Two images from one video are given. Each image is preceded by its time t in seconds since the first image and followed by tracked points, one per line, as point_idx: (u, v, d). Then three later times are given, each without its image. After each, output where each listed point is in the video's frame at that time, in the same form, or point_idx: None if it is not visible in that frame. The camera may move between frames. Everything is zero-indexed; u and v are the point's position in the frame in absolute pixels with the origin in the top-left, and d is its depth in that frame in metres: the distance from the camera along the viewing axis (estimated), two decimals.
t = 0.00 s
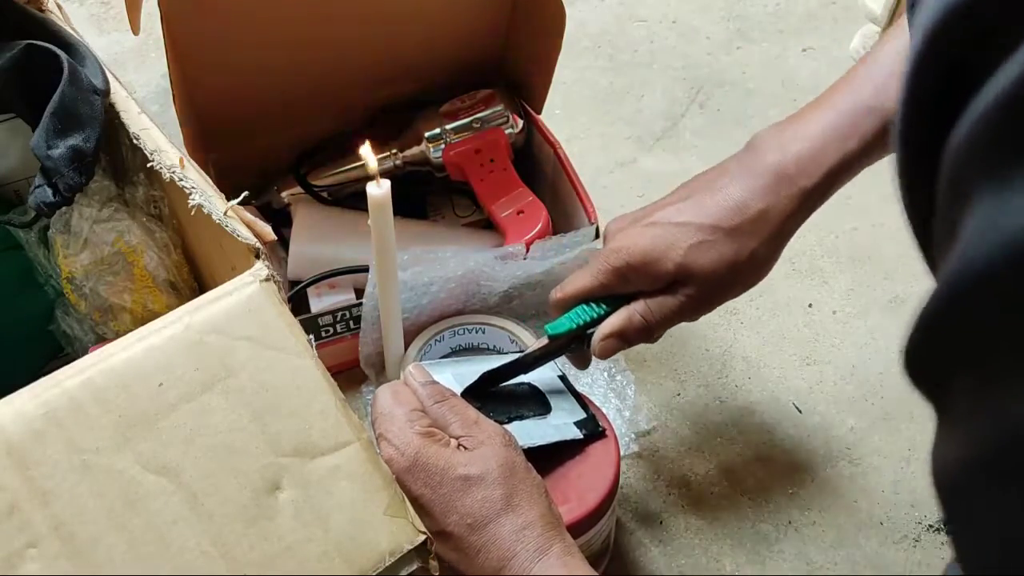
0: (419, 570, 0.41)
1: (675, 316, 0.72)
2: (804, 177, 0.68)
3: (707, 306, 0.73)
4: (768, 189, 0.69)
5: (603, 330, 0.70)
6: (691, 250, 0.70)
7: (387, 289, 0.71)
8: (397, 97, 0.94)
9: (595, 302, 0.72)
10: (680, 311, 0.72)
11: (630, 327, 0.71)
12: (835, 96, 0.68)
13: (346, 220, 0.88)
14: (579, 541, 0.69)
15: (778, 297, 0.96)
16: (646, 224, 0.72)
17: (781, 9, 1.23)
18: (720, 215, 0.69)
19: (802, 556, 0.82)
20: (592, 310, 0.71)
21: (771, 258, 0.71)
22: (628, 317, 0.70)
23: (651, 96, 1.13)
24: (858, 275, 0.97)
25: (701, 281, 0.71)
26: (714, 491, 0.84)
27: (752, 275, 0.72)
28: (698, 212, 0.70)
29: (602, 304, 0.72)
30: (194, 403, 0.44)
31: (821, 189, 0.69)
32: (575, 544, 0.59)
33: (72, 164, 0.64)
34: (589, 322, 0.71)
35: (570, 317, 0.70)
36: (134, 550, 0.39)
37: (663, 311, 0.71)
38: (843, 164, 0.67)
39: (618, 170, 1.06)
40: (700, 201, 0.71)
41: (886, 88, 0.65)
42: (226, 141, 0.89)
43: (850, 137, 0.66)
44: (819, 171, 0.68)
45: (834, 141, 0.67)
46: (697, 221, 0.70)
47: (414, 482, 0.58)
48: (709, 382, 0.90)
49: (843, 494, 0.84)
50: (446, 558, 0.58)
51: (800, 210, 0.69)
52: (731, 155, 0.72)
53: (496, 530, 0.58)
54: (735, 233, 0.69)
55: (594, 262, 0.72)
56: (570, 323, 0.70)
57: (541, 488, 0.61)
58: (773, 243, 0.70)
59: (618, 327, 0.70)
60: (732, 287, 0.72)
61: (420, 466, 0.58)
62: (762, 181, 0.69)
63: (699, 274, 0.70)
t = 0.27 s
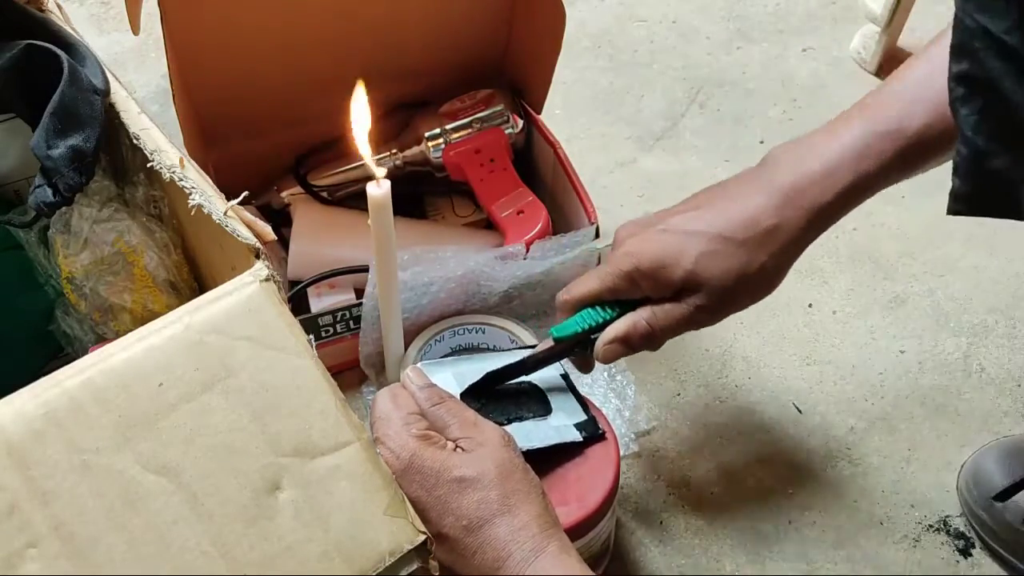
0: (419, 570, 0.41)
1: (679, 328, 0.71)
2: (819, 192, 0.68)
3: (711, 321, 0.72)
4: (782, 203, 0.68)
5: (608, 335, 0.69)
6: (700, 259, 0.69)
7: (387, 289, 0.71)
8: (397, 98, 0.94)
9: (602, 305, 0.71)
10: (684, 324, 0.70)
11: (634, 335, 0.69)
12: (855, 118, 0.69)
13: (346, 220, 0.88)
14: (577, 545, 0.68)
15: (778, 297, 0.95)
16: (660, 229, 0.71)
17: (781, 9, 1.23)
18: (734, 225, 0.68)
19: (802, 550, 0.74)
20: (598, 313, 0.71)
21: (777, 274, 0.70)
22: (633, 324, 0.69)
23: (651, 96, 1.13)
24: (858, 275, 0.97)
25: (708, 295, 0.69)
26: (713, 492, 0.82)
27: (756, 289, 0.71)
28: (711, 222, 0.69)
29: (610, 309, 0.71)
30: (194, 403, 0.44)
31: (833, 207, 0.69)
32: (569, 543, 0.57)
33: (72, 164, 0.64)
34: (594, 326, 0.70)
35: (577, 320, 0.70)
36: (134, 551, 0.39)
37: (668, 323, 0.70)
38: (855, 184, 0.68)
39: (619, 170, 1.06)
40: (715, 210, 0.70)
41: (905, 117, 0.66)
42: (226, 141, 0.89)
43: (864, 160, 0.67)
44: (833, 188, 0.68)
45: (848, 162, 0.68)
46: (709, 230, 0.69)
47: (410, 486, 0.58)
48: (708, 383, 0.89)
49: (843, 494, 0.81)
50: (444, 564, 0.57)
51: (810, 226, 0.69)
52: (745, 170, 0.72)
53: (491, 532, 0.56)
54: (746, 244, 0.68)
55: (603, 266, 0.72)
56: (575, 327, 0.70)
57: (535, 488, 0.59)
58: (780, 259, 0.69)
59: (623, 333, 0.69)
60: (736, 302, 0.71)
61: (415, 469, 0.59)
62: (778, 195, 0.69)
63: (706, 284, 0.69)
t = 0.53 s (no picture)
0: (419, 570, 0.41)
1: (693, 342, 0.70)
2: (845, 221, 0.66)
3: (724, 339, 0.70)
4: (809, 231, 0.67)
5: (616, 341, 0.68)
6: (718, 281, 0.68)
7: (387, 289, 0.71)
8: (397, 97, 0.95)
9: (613, 313, 0.71)
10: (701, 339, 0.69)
11: (641, 342, 0.68)
12: (891, 159, 0.67)
13: (346, 220, 0.88)
14: (580, 543, 0.68)
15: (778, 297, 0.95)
16: (683, 245, 0.71)
17: (781, 9, 1.23)
18: (755, 249, 0.68)
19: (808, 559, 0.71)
20: (610, 320, 0.70)
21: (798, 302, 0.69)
22: (645, 329, 0.68)
23: (651, 96, 1.13)
24: (858, 275, 0.97)
25: (725, 310, 0.68)
26: (714, 491, 0.82)
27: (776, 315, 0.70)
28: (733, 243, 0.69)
29: (623, 317, 0.71)
30: (194, 403, 0.44)
31: (868, 242, 0.67)
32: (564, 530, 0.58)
33: (72, 164, 0.64)
34: (604, 332, 0.70)
35: (588, 325, 0.70)
36: (133, 551, 0.39)
37: (677, 333, 0.68)
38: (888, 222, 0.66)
39: (618, 170, 1.06)
40: (738, 235, 0.70)
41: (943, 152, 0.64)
42: (226, 141, 0.89)
43: (899, 195, 0.65)
44: (867, 223, 0.66)
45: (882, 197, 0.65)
46: (731, 254, 0.69)
47: (405, 471, 0.58)
48: (708, 383, 0.89)
49: (844, 493, 0.81)
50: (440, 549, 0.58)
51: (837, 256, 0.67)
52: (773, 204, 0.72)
53: (485, 519, 0.57)
54: (765, 272, 0.68)
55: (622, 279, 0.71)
56: (584, 331, 0.69)
57: (533, 477, 0.60)
58: (806, 286, 0.68)
59: (631, 338, 0.68)
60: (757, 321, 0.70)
61: (412, 456, 0.59)
62: (806, 227, 0.67)
63: (724, 306, 0.68)
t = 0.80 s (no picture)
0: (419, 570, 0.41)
1: (691, 397, 0.71)
2: (851, 308, 0.68)
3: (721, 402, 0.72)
4: (817, 314, 0.69)
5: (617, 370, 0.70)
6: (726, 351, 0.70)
7: (387, 289, 0.71)
8: (397, 98, 0.95)
9: (625, 348, 0.73)
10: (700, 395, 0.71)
11: (642, 381, 0.70)
12: (898, 248, 0.69)
13: (346, 220, 0.88)
14: (575, 546, 0.67)
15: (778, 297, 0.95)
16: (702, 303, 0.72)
17: (780, 9, 1.23)
18: (762, 324, 0.70)
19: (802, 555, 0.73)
20: (621, 355, 0.72)
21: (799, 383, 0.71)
22: (650, 367, 0.70)
23: (651, 96, 1.13)
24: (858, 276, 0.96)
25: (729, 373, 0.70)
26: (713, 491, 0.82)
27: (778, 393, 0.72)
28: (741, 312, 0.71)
29: (634, 355, 0.73)
30: (195, 403, 0.44)
31: (872, 333, 0.69)
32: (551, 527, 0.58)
33: (72, 164, 0.64)
34: (611, 365, 0.72)
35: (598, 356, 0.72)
36: (134, 551, 0.39)
37: (677, 378, 0.70)
38: (891, 310, 0.68)
39: (618, 170, 1.06)
40: (752, 306, 0.71)
41: (948, 246, 0.66)
42: (226, 141, 0.89)
43: (905, 284, 0.67)
44: (872, 311, 0.68)
45: (888, 285, 0.67)
46: (739, 324, 0.70)
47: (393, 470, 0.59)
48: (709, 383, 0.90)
49: (844, 493, 0.81)
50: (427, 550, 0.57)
51: (840, 342, 0.69)
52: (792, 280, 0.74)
53: (468, 516, 0.56)
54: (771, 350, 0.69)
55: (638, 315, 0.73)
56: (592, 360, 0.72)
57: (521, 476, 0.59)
58: (807, 369, 0.71)
59: (635, 375, 0.70)
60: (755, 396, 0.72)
61: (399, 454, 0.60)
62: (811, 313, 0.69)
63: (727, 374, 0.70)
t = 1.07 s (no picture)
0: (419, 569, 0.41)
1: (714, 378, 0.67)
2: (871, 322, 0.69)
3: (741, 387, 0.68)
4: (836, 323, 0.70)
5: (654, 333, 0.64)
6: (744, 343, 0.69)
7: (387, 289, 0.71)
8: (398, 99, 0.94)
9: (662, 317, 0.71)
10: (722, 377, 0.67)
11: (674, 349, 0.65)
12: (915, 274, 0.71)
13: (345, 219, 0.88)
14: (576, 546, 0.67)
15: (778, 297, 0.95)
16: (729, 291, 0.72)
17: (780, 9, 1.23)
18: (778, 320, 0.70)
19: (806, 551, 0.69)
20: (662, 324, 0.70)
21: (819, 389, 0.70)
22: (683, 335, 0.66)
23: (651, 96, 1.13)
24: (858, 276, 0.96)
25: (753, 354, 0.68)
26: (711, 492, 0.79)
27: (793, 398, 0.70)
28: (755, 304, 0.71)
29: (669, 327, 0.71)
30: (194, 403, 0.44)
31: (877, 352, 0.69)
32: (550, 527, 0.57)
33: (72, 164, 0.64)
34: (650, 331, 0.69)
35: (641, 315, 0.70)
36: (134, 551, 0.39)
37: (709, 356, 0.66)
38: (910, 328, 0.69)
39: (618, 170, 1.05)
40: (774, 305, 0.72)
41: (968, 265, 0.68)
42: (226, 141, 0.89)
43: (923, 301, 0.69)
44: (891, 326, 0.69)
45: (911, 301, 0.69)
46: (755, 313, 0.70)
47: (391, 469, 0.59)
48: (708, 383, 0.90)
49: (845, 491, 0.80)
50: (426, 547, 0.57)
51: (857, 352, 0.69)
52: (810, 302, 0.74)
53: (472, 513, 0.56)
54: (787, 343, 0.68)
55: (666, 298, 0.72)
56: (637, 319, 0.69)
57: (521, 475, 0.59)
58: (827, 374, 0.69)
59: (669, 337, 0.65)
60: (772, 392, 0.69)
61: (397, 453, 0.59)
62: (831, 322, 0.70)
63: (746, 360, 0.68)
